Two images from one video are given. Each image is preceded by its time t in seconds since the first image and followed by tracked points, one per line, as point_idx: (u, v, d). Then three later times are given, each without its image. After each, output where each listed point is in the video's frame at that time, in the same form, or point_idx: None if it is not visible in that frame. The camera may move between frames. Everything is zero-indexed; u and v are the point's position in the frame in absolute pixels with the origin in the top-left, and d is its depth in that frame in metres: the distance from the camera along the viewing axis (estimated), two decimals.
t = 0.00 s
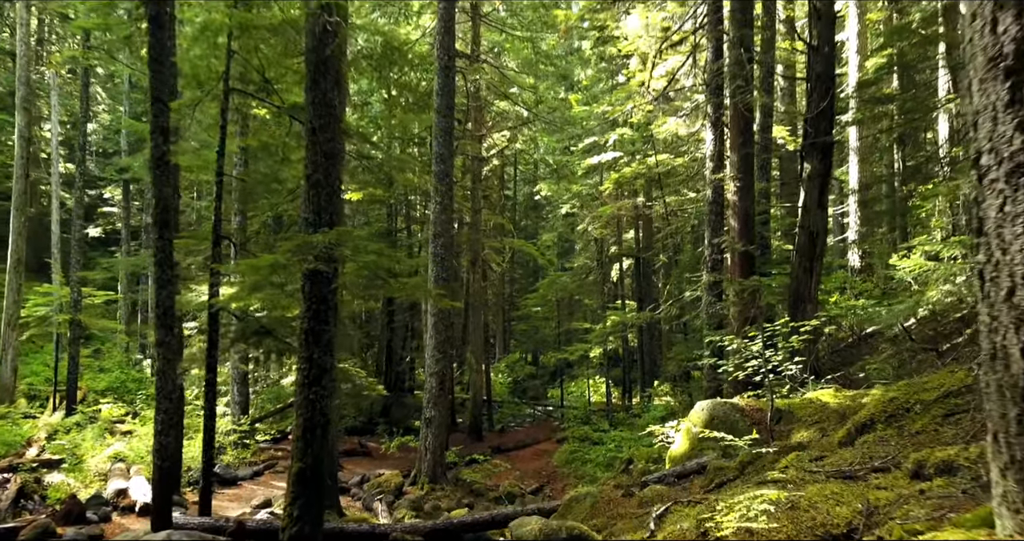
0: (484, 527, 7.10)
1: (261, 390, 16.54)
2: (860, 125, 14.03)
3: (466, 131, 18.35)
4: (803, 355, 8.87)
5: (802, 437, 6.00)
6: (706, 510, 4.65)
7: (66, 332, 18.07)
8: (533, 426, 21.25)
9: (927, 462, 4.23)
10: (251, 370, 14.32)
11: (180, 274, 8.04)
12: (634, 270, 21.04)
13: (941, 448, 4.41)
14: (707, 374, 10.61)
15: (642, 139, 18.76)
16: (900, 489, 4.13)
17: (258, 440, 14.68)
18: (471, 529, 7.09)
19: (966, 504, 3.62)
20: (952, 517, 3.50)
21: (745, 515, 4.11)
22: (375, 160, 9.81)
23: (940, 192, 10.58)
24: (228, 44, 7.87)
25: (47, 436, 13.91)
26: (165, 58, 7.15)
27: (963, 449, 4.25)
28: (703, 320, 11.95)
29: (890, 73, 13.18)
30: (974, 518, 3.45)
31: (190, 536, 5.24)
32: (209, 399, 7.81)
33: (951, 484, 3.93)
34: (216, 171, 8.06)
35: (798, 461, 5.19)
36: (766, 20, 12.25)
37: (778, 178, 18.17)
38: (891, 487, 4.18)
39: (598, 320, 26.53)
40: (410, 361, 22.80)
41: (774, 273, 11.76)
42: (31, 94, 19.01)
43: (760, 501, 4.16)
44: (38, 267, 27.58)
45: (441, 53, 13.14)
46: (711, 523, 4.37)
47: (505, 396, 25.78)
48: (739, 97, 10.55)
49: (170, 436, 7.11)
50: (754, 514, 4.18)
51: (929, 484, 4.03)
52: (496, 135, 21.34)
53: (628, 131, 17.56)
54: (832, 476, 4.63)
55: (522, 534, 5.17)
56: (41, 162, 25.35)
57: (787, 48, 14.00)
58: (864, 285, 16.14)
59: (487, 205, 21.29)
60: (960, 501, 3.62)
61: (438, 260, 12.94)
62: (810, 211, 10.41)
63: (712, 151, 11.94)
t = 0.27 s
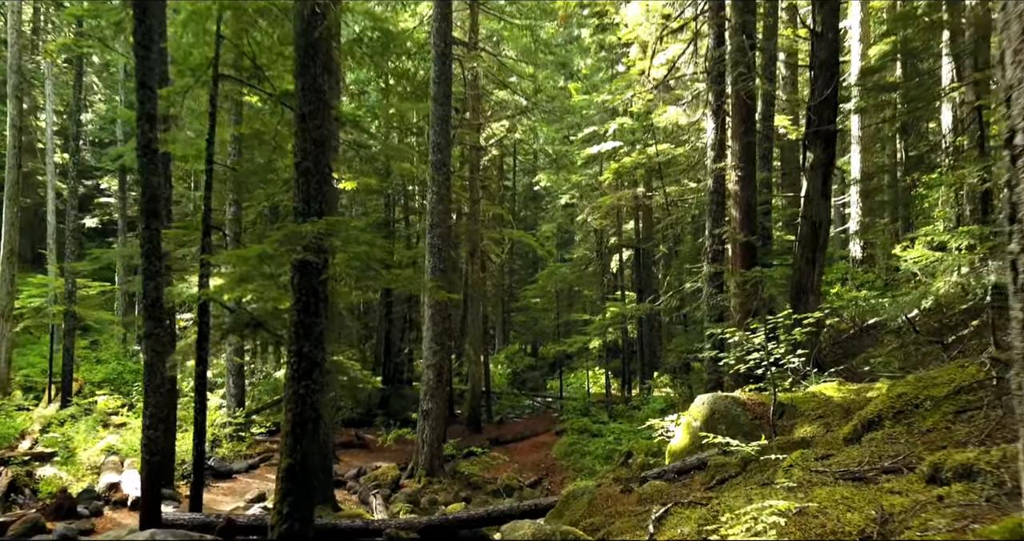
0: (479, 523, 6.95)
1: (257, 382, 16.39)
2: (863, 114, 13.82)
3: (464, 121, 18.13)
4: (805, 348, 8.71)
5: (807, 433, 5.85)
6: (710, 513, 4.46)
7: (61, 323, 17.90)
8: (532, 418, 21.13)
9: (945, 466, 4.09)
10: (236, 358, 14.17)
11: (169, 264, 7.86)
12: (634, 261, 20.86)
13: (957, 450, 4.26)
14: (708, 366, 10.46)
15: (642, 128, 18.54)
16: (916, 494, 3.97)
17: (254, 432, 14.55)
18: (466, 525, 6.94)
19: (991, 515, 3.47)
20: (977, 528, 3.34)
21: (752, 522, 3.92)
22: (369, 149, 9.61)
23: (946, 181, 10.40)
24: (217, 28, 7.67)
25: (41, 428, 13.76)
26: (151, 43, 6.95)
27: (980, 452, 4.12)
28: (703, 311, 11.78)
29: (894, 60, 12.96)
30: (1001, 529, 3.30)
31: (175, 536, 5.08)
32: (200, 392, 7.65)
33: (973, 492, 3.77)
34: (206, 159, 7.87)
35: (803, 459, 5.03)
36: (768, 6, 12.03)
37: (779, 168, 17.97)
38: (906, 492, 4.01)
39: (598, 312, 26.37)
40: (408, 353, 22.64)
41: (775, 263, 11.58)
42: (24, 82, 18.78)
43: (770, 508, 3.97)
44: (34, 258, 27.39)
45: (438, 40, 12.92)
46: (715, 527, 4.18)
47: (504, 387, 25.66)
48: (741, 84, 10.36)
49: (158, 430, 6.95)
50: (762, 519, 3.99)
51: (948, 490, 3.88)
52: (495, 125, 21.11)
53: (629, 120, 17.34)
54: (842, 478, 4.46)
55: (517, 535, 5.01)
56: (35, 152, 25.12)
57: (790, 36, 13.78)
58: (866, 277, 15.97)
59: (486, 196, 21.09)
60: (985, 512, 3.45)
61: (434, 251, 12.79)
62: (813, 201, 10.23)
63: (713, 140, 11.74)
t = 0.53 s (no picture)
0: (476, 520, 6.83)
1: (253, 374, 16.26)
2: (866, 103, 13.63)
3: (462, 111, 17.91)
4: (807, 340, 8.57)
5: (810, 429, 5.69)
6: (710, 516, 4.26)
7: (56, 316, 17.75)
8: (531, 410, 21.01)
9: (960, 469, 3.89)
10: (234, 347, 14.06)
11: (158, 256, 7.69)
12: (634, 252, 20.69)
13: (971, 452, 4.07)
14: (708, 360, 10.32)
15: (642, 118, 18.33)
16: (931, 499, 3.77)
17: (251, 425, 14.43)
18: (461, 522, 6.81)
19: (1013, 523, 3.26)
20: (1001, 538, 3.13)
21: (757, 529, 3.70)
22: (363, 138, 9.41)
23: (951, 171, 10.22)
24: (206, 14, 7.47)
25: (35, 421, 13.63)
26: (137, 29, 6.77)
27: (996, 455, 3.94)
28: (704, 303, 11.62)
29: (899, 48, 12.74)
30: None
31: (160, 535, 4.95)
32: (190, 386, 7.50)
33: (990, 495, 3.61)
34: (195, 148, 7.69)
35: (808, 458, 4.85)
36: None
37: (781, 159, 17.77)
38: (918, 493, 3.86)
39: (597, 303, 26.22)
40: (406, 345, 22.50)
41: (777, 255, 11.42)
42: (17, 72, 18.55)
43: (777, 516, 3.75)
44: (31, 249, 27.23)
45: (434, 27, 12.69)
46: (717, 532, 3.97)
47: (503, 379, 25.55)
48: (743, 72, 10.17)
49: (147, 425, 6.81)
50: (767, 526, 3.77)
51: (965, 495, 3.68)
52: (493, 115, 20.88)
53: (628, 109, 17.12)
54: (849, 478, 4.30)
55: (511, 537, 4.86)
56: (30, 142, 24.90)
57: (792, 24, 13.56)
58: (868, 268, 15.81)
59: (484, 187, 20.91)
60: (1002, 516, 3.29)
61: (431, 242, 12.62)
62: (816, 192, 10.06)
63: (714, 130, 11.55)
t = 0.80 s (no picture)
0: (472, 517, 6.71)
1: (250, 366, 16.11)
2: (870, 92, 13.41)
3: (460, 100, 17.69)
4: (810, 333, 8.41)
5: (815, 425, 5.54)
6: (713, 517, 4.06)
7: (51, 307, 17.60)
8: (530, 402, 20.92)
9: (979, 474, 3.70)
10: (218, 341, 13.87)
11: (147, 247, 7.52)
12: (634, 243, 20.52)
13: (988, 455, 3.89)
14: (709, 353, 10.17)
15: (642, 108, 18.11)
16: (948, 504, 3.57)
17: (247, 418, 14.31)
18: (457, 519, 6.68)
19: None
20: None
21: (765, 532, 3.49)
22: (358, 127, 9.22)
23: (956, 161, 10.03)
24: None
25: (28, 414, 13.51)
26: (123, 14, 6.57)
27: (1016, 460, 3.74)
28: (704, 295, 11.47)
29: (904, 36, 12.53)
30: None
31: (144, 535, 4.82)
32: (181, 380, 7.35)
33: (1011, 502, 3.44)
34: (184, 138, 7.50)
35: (814, 457, 4.68)
36: None
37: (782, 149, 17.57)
38: (930, 495, 3.70)
39: (597, 295, 26.09)
40: (405, 337, 22.37)
41: (778, 246, 11.26)
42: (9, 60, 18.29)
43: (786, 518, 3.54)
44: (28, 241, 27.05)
45: (431, 15, 12.46)
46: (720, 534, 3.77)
47: (502, 371, 25.43)
48: (745, 60, 9.97)
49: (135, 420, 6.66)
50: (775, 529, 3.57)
51: (985, 502, 3.48)
52: (492, 104, 20.65)
53: (628, 99, 16.91)
54: (857, 478, 4.15)
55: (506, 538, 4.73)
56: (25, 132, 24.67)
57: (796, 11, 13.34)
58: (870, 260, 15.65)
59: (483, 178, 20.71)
60: None
61: (429, 233, 12.45)
62: (819, 182, 9.88)
63: (716, 119, 11.34)
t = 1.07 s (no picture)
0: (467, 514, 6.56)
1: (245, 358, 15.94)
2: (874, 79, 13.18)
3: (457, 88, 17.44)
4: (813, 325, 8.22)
5: (820, 422, 5.35)
6: (718, 522, 3.85)
7: (45, 298, 17.40)
8: (528, 393, 20.78)
9: (1001, 481, 3.48)
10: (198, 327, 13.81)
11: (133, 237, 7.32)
12: (634, 233, 20.32)
13: (1010, 459, 3.68)
14: (709, 345, 10.00)
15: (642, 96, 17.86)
16: (969, 513, 3.36)
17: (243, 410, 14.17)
18: (451, 516, 6.52)
19: None
20: None
21: None
22: (351, 115, 9.00)
23: (962, 149, 9.82)
24: None
25: (20, 406, 13.35)
26: None
27: None
28: (705, 286, 11.29)
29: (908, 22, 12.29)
30: None
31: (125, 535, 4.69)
32: (169, 373, 7.16)
33: None
34: (171, 124, 7.29)
35: (822, 458, 4.48)
36: None
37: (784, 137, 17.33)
38: (947, 501, 3.51)
39: (596, 285, 25.93)
40: (403, 328, 22.22)
41: (780, 236, 11.06)
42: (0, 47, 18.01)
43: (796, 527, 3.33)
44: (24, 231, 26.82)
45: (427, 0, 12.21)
46: None
47: (501, 361, 25.28)
48: (748, 45, 9.78)
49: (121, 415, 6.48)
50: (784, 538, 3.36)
51: (1010, 512, 3.26)
52: (490, 93, 20.40)
53: (628, 88, 16.67)
54: (868, 482, 3.96)
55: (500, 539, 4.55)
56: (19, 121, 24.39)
57: None
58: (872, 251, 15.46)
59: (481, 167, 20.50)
60: None
61: (425, 223, 12.26)
62: (822, 170, 9.68)
63: (717, 106, 11.12)
